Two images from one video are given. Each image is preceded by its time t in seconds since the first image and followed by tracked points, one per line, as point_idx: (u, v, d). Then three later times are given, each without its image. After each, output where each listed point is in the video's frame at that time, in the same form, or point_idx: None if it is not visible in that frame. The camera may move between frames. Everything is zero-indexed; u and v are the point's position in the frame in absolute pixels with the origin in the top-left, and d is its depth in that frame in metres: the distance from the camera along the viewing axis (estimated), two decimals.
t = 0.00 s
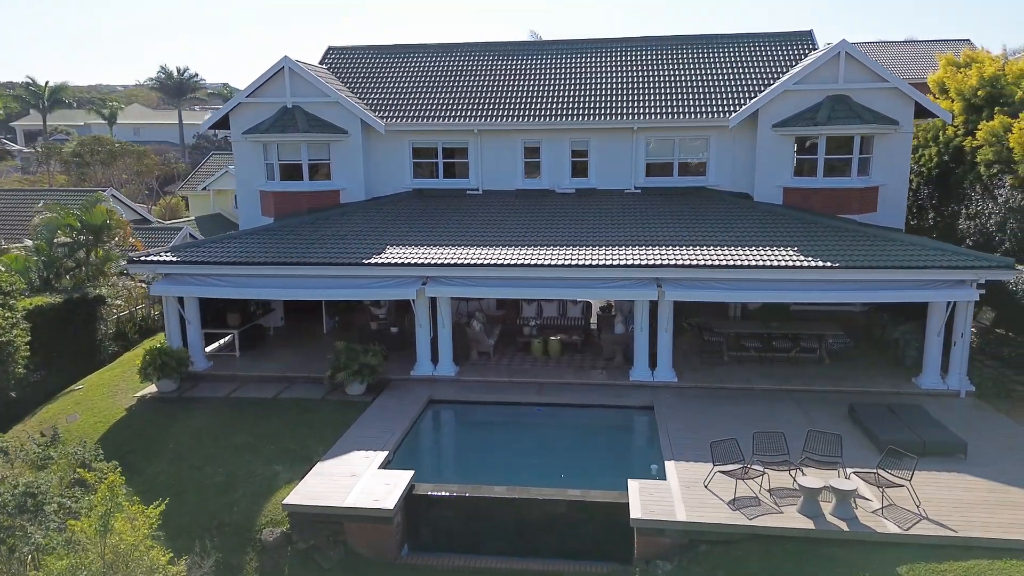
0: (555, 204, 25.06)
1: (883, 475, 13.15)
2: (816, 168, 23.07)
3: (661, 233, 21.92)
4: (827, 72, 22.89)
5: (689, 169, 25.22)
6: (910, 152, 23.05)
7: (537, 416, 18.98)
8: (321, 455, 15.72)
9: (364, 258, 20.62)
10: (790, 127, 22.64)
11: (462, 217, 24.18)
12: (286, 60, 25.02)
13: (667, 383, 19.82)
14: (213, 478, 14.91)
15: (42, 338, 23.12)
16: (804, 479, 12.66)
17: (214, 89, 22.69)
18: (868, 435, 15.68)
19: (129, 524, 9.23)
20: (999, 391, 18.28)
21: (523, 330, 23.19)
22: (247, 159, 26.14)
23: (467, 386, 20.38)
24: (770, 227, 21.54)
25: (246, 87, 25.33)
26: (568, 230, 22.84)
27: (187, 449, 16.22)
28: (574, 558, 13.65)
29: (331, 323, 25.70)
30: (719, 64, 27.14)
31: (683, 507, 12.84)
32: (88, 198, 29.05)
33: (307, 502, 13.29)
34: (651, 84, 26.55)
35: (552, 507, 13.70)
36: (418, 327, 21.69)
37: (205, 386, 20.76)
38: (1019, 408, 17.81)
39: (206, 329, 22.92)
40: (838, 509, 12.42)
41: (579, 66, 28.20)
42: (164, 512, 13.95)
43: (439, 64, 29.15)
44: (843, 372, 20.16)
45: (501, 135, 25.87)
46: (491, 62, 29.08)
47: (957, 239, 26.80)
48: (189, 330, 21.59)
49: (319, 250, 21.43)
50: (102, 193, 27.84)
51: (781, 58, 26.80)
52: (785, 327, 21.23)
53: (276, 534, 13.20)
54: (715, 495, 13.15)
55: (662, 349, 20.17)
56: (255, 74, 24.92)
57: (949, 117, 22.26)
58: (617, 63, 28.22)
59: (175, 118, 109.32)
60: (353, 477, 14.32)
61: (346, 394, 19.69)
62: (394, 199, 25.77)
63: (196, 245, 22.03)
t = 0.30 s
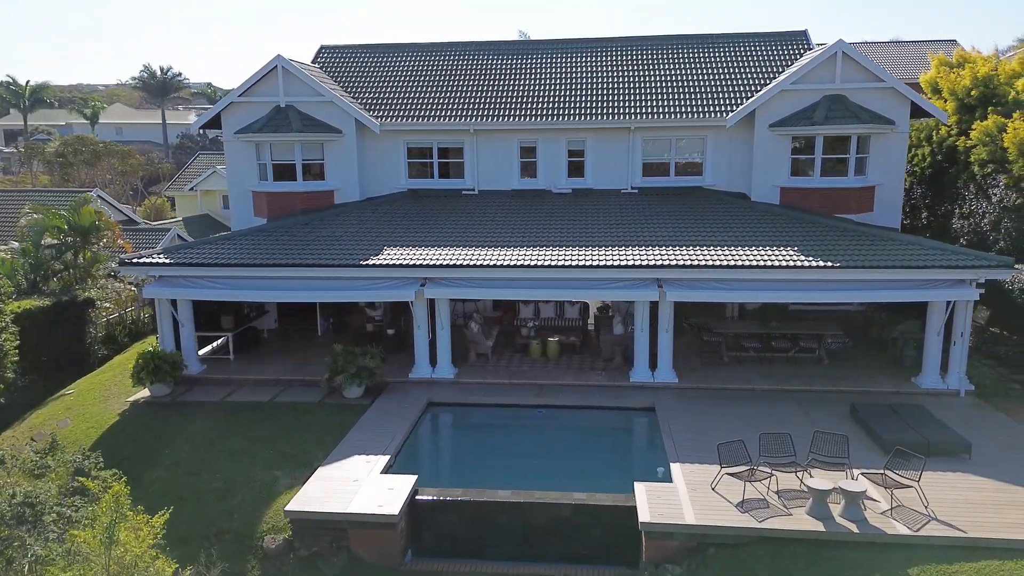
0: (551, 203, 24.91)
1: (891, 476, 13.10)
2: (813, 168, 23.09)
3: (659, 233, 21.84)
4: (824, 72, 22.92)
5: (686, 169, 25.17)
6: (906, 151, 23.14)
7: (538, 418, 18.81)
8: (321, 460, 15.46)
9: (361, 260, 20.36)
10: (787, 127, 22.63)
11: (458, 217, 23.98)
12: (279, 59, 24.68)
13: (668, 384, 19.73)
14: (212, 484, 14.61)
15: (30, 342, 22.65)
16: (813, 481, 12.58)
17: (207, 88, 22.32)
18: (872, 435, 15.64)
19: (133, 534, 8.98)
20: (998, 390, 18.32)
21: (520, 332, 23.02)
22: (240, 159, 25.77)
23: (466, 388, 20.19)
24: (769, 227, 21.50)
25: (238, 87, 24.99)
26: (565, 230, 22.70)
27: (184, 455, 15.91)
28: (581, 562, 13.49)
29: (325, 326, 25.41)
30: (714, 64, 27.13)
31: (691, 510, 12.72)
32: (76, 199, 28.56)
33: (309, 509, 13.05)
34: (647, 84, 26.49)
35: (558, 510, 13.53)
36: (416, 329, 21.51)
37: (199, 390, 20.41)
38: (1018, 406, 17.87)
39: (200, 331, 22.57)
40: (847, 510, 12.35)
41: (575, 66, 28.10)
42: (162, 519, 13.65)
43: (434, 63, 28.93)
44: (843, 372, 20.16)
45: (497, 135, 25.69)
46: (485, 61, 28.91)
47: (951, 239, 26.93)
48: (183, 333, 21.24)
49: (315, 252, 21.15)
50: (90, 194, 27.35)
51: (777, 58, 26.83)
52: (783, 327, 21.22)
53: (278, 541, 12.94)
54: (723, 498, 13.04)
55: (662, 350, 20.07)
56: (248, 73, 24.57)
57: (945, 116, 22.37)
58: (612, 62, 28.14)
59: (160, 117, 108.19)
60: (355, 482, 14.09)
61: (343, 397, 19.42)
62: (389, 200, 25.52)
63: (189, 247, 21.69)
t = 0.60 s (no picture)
0: (548, 204, 24.77)
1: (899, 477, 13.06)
2: (810, 167, 23.10)
3: (658, 233, 21.76)
4: (822, 72, 22.94)
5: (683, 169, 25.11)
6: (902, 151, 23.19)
7: (539, 421, 18.64)
8: (322, 466, 15.22)
9: (358, 261, 20.11)
10: (785, 127, 22.63)
11: (455, 217, 23.78)
12: (272, 58, 24.35)
13: (669, 385, 19.63)
14: (211, 491, 14.32)
15: (18, 346, 22.17)
16: (822, 483, 12.51)
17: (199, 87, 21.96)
18: (876, 436, 15.61)
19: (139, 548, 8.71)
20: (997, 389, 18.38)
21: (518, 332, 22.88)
22: (232, 159, 25.41)
23: (466, 390, 19.99)
24: (767, 227, 21.47)
25: (230, 86, 24.63)
26: (564, 231, 22.57)
27: (181, 461, 15.60)
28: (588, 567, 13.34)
29: (320, 328, 25.12)
30: (710, 64, 27.11)
31: (700, 513, 12.60)
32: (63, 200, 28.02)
33: (313, 515, 12.81)
34: (643, 83, 26.41)
35: (564, 515, 13.36)
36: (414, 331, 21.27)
37: (193, 395, 20.07)
38: (1018, 405, 17.91)
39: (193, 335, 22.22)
40: (857, 512, 12.29)
41: (571, 65, 27.98)
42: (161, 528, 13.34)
43: (428, 62, 28.71)
44: (842, 372, 20.15)
45: (493, 134, 25.51)
46: (480, 60, 28.72)
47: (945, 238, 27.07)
48: (176, 337, 20.89)
49: (311, 253, 20.87)
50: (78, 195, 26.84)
51: (773, 58, 26.84)
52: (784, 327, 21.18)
53: (281, 550, 12.67)
54: (732, 500, 12.94)
55: (663, 351, 19.99)
56: (240, 72, 24.23)
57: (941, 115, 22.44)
58: (608, 62, 28.05)
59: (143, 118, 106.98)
60: (358, 488, 13.86)
61: (341, 401, 19.16)
62: (384, 200, 25.27)
63: (182, 249, 21.33)
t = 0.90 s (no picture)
0: (545, 203, 24.66)
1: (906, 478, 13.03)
2: (807, 167, 23.13)
3: (656, 233, 21.68)
4: (819, 72, 22.97)
5: (680, 169, 25.07)
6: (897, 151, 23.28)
7: (540, 423, 18.50)
8: (324, 470, 14.98)
9: (356, 263, 19.86)
10: (782, 127, 22.64)
11: (452, 217, 23.60)
12: (265, 57, 24.02)
13: (669, 386, 19.57)
14: (211, 498, 14.03)
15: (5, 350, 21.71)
16: (830, 484, 12.46)
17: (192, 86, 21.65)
18: (879, 435, 15.59)
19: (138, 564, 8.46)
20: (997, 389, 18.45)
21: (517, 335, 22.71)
22: (225, 159, 25.05)
23: (465, 392, 19.81)
24: (766, 226, 21.44)
25: (223, 85, 24.28)
26: (561, 230, 22.45)
27: (179, 467, 15.30)
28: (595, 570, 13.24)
29: (315, 330, 24.85)
30: (705, 63, 27.09)
31: (709, 515, 12.51)
32: (50, 201, 27.54)
33: (317, 521, 12.61)
34: (639, 83, 26.33)
35: (571, 518, 13.24)
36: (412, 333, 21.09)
37: (187, 399, 19.75)
38: (1017, 404, 18.00)
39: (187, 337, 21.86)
40: (865, 513, 12.25)
41: (566, 65, 27.86)
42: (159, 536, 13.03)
43: (422, 61, 28.50)
44: (842, 372, 20.16)
45: (489, 134, 25.34)
46: (475, 59, 28.51)
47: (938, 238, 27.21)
48: (170, 339, 20.53)
49: (307, 254, 20.61)
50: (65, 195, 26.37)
51: (768, 57, 26.85)
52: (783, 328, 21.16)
53: (283, 557, 12.42)
54: (740, 503, 12.88)
55: (663, 353, 19.90)
56: (233, 70, 23.87)
57: (936, 115, 22.56)
58: (604, 62, 27.96)
59: (127, 118, 105.73)
60: (361, 493, 13.65)
61: (339, 404, 18.91)
62: (379, 200, 25.04)
63: (175, 250, 20.98)
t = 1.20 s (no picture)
0: (542, 203, 24.52)
1: (914, 478, 13.00)
2: (804, 167, 23.17)
3: (655, 233, 21.59)
4: (816, 72, 23.00)
5: (676, 169, 25.01)
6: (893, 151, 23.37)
7: (541, 425, 18.36)
8: (325, 475, 14.76)
9: (354, 264, 19.61)
10: (779, 127, 22.64)
11: (448, 218, 23.40)
12: (258, 55, 23.69)
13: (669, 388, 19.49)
14: (210, 505, 13.75)
15: None
16: (839, 486, 12.40)
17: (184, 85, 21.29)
18: (883, 435, 15.57)
19: None
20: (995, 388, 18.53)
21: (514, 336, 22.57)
22: (218, 158, 24.68)
23: (465, 395, 19.65)
24: (765, 226, 21.41)
25: (215, 84, 23.93)
26: (559, 231, 22.32)
27: (176, 473, 14.99)
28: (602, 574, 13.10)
29: (310, 332, 24.57)
30: (700, 63, 27.06)
31: (718, 518, 12.42)
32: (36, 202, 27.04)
33: (321, 527, 12.39)
34: (635, 83, 26.26)
35: (578, 522, 13.09)
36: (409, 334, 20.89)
37: (182, 403, 19.41)
38: (1016, 403, 18.09)
39: (180, 341, 21.50)
40: (874, 515, 12.20)
41: (561, 65, 27.73)
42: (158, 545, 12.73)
43: (416, 61, 28.27)
44: (840, 371, 20.19)
45: (486, 134, 25.16)
46: (470, 58, 28.32)
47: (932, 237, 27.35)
48: (163, 343, 20.17)
49: (303, 255, 20.34)
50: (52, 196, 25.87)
51: (763, 57, 26.87)
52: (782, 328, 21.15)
53: (286, 564, 12.18)
54: (748, 505, 12.79)
55: (664, 354, 19.81)
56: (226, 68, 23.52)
57: (931, 115, 22.68)
58: (599, 61, 27.87)
59: (110, 117, 104.36)
60: (364, 498, 13.44)
61: (337, 407, 18.67)
62: (374, 201, 24.79)
63: (169, 252, 20.62)
